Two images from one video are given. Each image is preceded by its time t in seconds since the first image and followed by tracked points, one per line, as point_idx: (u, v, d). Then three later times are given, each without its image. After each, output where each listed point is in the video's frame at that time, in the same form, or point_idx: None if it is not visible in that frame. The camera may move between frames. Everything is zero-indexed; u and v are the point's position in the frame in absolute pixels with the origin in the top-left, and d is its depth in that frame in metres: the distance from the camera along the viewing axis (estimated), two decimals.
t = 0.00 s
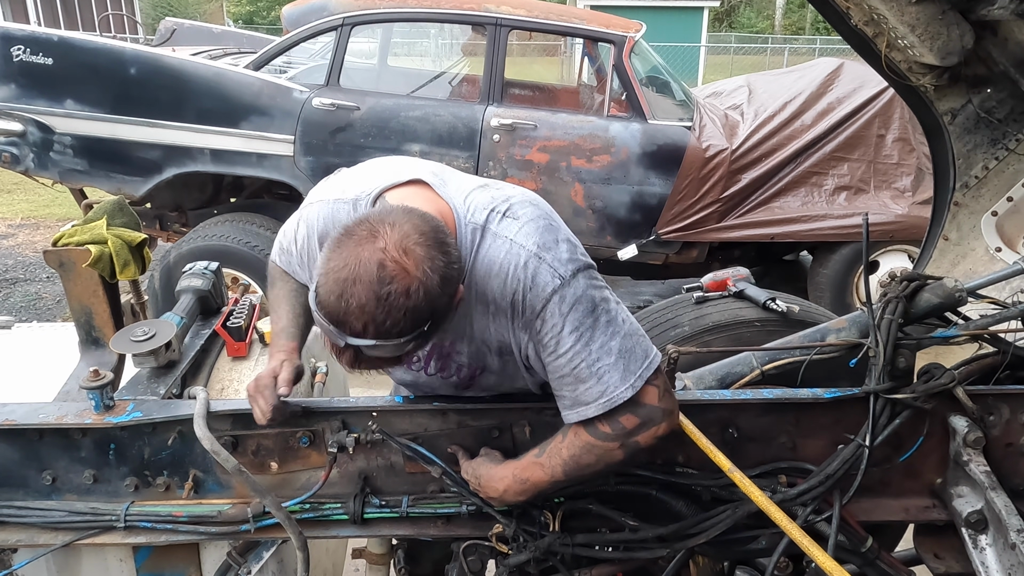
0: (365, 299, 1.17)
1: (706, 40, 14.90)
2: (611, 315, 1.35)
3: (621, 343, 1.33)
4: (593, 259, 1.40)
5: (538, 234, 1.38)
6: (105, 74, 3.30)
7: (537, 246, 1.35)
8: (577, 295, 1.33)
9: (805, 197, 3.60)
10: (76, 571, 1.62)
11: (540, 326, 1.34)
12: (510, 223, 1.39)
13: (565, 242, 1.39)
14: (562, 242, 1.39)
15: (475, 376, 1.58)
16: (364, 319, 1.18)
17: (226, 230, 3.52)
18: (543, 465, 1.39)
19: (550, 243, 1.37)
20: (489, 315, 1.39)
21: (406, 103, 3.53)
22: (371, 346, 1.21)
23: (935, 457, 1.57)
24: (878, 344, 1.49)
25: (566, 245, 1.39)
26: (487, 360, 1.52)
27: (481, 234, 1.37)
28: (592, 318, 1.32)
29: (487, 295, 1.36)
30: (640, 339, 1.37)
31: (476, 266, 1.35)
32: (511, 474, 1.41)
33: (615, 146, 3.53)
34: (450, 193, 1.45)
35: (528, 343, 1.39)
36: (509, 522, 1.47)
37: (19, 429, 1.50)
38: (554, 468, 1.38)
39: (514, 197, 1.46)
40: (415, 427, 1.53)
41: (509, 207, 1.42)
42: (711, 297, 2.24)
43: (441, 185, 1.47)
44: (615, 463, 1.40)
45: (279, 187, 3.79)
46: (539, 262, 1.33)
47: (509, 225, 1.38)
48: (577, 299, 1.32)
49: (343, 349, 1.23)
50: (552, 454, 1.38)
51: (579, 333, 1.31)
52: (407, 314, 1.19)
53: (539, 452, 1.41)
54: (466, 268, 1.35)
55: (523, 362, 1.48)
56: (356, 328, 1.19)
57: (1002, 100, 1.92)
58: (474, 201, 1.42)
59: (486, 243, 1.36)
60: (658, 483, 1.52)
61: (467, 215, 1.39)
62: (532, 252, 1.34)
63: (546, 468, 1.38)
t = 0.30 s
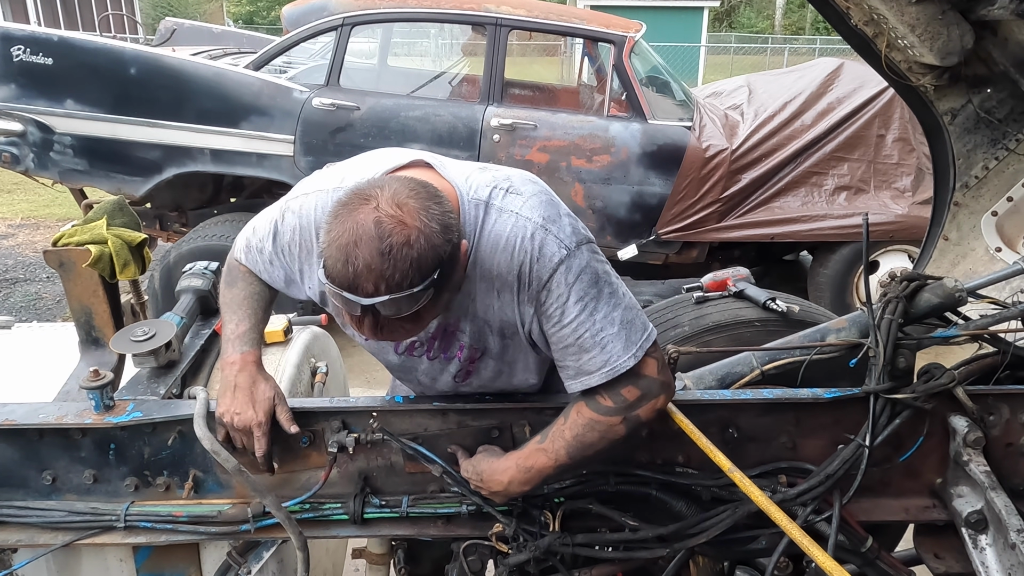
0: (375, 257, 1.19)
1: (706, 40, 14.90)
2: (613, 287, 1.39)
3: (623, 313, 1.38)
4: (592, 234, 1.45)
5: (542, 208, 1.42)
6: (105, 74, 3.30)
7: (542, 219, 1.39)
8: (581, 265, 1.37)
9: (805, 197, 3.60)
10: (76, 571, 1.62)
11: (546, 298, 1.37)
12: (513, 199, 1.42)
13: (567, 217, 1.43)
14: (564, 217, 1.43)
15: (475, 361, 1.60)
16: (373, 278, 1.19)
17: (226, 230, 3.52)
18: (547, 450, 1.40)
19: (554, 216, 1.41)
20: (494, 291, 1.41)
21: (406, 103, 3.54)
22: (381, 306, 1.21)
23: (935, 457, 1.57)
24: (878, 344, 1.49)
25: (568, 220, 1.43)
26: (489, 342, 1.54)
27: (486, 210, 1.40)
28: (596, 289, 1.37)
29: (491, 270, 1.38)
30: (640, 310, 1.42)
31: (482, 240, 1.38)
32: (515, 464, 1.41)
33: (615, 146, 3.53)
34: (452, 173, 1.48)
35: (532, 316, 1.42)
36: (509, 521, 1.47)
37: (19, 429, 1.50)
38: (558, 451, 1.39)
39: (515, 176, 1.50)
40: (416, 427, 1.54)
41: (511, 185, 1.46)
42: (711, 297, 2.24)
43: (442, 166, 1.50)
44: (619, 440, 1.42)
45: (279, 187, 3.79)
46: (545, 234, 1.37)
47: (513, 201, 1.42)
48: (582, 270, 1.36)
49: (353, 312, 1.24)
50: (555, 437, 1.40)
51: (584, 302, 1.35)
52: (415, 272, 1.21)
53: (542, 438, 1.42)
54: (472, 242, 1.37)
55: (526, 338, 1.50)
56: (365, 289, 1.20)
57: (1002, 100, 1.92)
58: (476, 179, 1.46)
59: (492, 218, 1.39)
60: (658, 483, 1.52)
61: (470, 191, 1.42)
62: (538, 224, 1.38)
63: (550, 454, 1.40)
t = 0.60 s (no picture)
0: (394, 250, 1.19)
1: (706, 40, 14.90)
2: (618, 281, 1.41)
3: (628, 307, 1.39)
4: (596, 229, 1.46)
5: (548, 203, 1.42)
6: (105, 74, 3.30)
7: (549, 214, 1.40)
8: (588, 260, 1.38)
9: (805, 197, 3.60)
10: (76, 571, 1.62)
11: (552, 292, 1.37)
12: (520, 194, 1.42)
13: (572, 212, 1.44)
14: (569, 212, 1.44)
15: (477, 358, 1.60)
16: (391, 272, 1.20)
17: (226, 230, 3.52)
18: (550, 446, 1.40)
19: (560, 211, 1.42)
20: (500, 286, 1.41)
21: (405, 103, 3.53)
22: (396, 298, 1.22)
23: (935, 457, 1.57)
24: (878, 344, 1.49)
25: (573, 215, 1.44)
26: (493, 337, 1.54)
27: (493, 206, 1.40)
28: (601, 282, 1.38)
29: (498, 265, 1.38)
30: (643, 304, 1.43)
31: (489, 235, 1.38)
32: (517, 462, 1.40)
33: (615, 146, 3.53)
34: (457, 169, 1.48)
35: (538, 310, 1.42)
36: (509, 521, 1.47)
37: (19, 429, 1.50)
38: (562, 445, 1.39)
39: (519, 172, 1.50)
40: (416, 428, 1.54)
41: (517, 180, 1.46)
42: (711, 297, 2.24)
43: (446, 162, 1.50)
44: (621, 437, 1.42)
45: (279, 187, 3.79)
46: (552, 229, 1.38)
47: (519, 196, 1.42)
48: (588, 264, 1.37)
49: (366, 302, 1.24)
50: (559, 430, 1.40)
51: (590, 295, 1.36)
52: (433, 266, 1.21)
53: (545, 433, 1.42)
54: (480, 237, 1.37)
55: (530, 332, 1.50)
56: (382, 282, 1.21)
57: (1002, 100, 1.92)
58: (482, 175, 1.46)
59: (499, 213, 1.39)
60: (658, 483, 1.52)
61: (477, 187, 1.42)
62: (545, 219, 1.38)
63: (553, 448, 1.39)
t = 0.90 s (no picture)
0: (412, 263, 1.19)
1: (706, 40, 14.90)
2: (622, 284, 1.41)
3: (632, 310, 1.39)
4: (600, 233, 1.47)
5: (553, 206, 1.43)
6: (105, 74, 3.30)
7: (554, 217, 1.40)
8: (593, 263, 1.38)
9: (805, 197, 3.60)
10: (76, 571, 1.62)
11: (557, 294, 1.38)
12: (526, 197, 1.43)
13: (577, 215, 1.45)
14: (574, 216, 1.45)
15: (480, 360, 1.59)
16: (404, 283, 1.20)
17: (226, 230, 3.52)
18: (553, 446, 1.40)
19: (565, 215, 1.42)
20: (505, 290, 1.40)
21: (405, 103, 3.53)
22: (407, 308, 1.22)
23: (935, 457, 1.57)
24: (878, 344, 1.49)
25: (578, 218, 1.45)
26: (496, 340, 1.54)
27: (500, 209, 1.40)
28: (606, 285, 1.38)
29: (503, 267, 1.37)
30: (646, 307, 1.44)
31: (495, 238, 1.38)
32: (519, 461, 1.40)
33: (615, 146, 3.53)
34: (463, 173, 1.49)
35: (542, 313, 1.42)
36: (509, 521, 1.47)
37: (19, 429, 1.50)
38: (564, 445, 1.39)
39: (525, 175, 1.51)
40: (416, 428, 1.54)
41: (522, 184, 1.47)
42: (711, 297, 2.24)
43: (452, 166, 1.51)
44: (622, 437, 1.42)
45: (279, 187, 3.79)
46: (558, 232, 1.38)
47: (525, 199, 1.42)
48: (593, 267, 1.38)
49: (373, 307, 1.23)
50: (561, 431, 1.40)
51: (595, 298, 1.36)
52: (447, 285, 1.22)
53: (546, 434, 1.42)
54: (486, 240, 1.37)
55: (534, 334, 1.50)
56: (395, 291, 1.21)
57: (1002, 100, 1.92)
58: (488, 179, 1.46)
59: (505, 217, 1.39)
60: (658, 483, 1.52)
61: (484, 191, 1.43)
62: (551, 222, 1.39)
63: (555, 448, 1.39)
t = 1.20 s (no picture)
0: (419, 251, 1.19)
1: (706, 40, 14.90)
2: (628, 282, 1.41)
3: (637, 307, 1.39)
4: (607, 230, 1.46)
5: (561, 202, 1.42)
6: (105, 74, 3.30)
7: (562, 213, 1.40)
8: (599, 259, 1.38)
9: (805, 197, 3.60)
10: (75, 571, 1.62)
11: (563, 290, 1.37)
12: (534, 193, 1.43)
13: (585, 211, 1.44)
14: (582, 212, 1.44)
15: (484, 358, 1.59)
16: (413, 272, 1.20)
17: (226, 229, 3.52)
18: (554, 446, 1.40)
19: (573, 210, 1.42)
20: (511, 285, 1.40)
21: (405, 103, 3.53)
22: (417, 298, 1.22)
23: (935, 457, 1.57)
24: (878, 344, 1.49)
25: (586, 215, 1.44)
26: (501, 336, 1.54)
27: (507, 204, 1.40)
28: (612, 282, 1.38)
29: (510, 262, 1.37)
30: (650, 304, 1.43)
31: (503, 233, 1.38)
32: (520, 461, 1.40)
33: (615, 146, 3.53)
34: (471, 168, 1.49)
35: (547, 309, 1.42)
36: (509, 521, 1.47)
37: (19, 429, 1.50)
38: (566, 445, 1.39)
39: (533, 170, 1.51)
40: (416, 427, 1.54)
41: (530, 179, 1.47)
42: (711, 297, 2.24)
43: (459, 160, 1.51)
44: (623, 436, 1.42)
45: (279, 187, 3.79)
46: (566, 227, 1.38)
47: (533, 194, 1.42)
48: (600, 264, 1.37)
49: (385, 299, 1.24)
50: (562, 430, 1.40)
51: (601, 295, 1.36)
52: (456, 274, 1.22)
53: (546, 434, 1.42)
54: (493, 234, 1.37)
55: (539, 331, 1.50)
56: (405, 281, 1.21)
57: (1002, 100, 1.92)
58: (496, 174, 1.47)
59: (513, 212, 1.39)
60: (658, 483, 1.52)
61: (492, 185, 1.43)
62: (559, 217, 1.39)
63: (556, 448, 1.39)
